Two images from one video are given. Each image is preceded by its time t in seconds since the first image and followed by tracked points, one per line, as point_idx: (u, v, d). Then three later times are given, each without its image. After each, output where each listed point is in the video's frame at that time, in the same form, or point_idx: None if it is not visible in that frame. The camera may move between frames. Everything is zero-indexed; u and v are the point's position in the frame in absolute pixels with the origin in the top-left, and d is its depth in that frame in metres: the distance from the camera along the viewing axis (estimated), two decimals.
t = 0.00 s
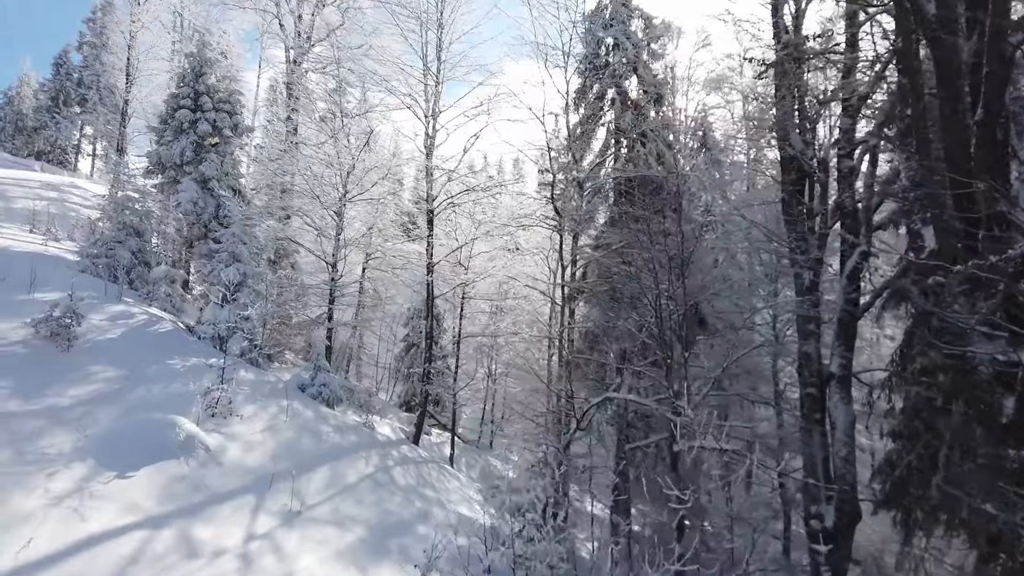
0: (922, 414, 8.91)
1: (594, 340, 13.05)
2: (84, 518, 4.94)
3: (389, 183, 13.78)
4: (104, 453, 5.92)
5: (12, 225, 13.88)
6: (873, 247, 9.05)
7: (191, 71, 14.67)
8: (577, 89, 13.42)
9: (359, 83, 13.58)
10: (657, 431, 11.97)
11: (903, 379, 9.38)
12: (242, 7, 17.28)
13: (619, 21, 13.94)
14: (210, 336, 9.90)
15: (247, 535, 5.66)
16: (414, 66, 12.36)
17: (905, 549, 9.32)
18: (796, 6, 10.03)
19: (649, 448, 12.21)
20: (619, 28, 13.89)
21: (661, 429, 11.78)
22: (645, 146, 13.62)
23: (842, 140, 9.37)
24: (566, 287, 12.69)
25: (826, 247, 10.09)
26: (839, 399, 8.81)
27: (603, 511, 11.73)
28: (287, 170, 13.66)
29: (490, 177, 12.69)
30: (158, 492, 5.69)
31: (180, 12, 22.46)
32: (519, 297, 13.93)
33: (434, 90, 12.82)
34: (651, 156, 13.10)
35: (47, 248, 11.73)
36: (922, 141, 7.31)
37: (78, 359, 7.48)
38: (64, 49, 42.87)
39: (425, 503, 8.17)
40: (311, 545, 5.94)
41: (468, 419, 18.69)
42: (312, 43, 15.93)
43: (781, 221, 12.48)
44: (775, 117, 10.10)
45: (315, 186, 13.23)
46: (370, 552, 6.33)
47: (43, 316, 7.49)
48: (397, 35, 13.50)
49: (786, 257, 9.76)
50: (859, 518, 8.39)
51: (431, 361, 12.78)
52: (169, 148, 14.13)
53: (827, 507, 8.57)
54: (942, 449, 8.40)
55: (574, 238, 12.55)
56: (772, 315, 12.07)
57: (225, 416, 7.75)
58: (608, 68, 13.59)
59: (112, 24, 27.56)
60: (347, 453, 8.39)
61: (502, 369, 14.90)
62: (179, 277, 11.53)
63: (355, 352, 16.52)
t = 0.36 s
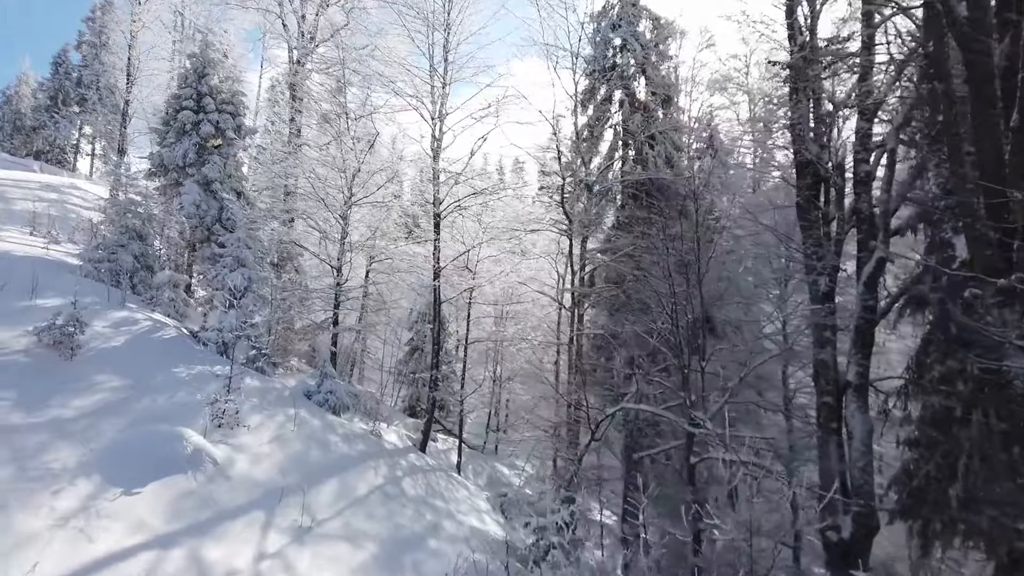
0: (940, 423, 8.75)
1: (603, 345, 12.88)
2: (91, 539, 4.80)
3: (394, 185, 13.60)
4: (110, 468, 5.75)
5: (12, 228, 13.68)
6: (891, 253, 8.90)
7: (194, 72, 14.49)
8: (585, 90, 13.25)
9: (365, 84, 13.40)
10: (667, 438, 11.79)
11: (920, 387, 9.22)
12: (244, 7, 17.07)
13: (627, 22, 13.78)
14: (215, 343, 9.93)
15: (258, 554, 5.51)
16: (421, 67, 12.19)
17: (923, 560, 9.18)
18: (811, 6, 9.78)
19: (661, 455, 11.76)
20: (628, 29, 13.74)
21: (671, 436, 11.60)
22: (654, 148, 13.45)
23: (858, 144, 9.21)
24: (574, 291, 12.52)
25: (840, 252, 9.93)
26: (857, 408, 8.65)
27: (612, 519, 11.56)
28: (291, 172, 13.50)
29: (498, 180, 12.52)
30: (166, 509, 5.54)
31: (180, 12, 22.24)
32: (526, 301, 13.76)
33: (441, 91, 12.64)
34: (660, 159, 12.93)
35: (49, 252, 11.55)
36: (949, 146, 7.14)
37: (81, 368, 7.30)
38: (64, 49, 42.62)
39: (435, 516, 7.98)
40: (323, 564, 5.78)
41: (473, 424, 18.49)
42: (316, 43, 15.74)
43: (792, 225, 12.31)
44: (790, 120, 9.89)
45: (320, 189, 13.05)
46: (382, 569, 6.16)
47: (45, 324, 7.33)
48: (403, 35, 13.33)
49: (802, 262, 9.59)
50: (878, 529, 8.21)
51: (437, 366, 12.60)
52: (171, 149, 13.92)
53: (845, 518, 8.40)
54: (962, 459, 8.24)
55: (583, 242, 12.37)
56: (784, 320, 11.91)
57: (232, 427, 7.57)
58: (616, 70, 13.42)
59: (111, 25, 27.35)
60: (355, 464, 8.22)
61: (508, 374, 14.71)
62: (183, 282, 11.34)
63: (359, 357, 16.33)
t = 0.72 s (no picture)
0: (959, 433, 8.59)
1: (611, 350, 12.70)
2: (97, 561, 4.65)
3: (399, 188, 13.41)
4: (115, 483, 5.59)
5: (12, 231, 13.50)
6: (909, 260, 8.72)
7: (197, 73, 14.31)
8: (593, 92, 13.06)
9: (369, 85, 13.20)
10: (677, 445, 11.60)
11: (938, 395, 9.05)
12: (247, 7, 16.88)
13: (636, 22, 13.59)
14: (220, 350, 9.70)
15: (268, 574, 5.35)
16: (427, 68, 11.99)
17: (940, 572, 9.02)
18: (826, 7, 9.59)
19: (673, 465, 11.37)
20: (636, 30, 13.54)
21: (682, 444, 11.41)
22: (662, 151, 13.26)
23: (875, 148, 9.04)
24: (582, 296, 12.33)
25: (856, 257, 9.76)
26: (874, 417, 8.49)
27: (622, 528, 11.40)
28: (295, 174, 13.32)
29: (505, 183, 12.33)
30: (174, 527, 5.38)
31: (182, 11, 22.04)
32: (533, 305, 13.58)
33: (447, 92, 12.46)
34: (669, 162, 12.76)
35: (49, 256, 11.37)
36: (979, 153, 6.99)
37: (84, 378, 7.13)
38: (64, 49, 42.38)
39: (445, 529, 7.81)
40: None
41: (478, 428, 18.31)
42: (320, 44, 15.54)
43: (804, 229, 12.13)
44: (804, 124, 9.72)
45: (324, 192, 12.86)
46: None
47: (47, 332, 7.15)
48: (409, 36, 13.14)
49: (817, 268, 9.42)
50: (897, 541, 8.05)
51: (444, 372, 12.42)
52: (174, 151, 13.74)
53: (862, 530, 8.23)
54: (982, 470, 8.07)
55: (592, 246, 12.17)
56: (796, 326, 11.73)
57: (238, 438, 7.38)
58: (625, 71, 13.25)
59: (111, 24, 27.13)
60: (364, 475, 8.04)
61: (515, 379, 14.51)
62: (186, 286, 11.16)
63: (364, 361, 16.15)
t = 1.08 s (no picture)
0: (979, 442, 8.42)
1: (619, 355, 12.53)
2: None
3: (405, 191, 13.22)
4: (121, 499, 5.42)
5: (12, 233, 13.31)
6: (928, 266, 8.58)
7: (199, 73, 14.12)
8: (602, 93, 12.90)
9: (375, 86, 13.03)
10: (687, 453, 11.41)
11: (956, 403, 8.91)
12: (250, 6, 16.68)
13: (645, 22, 13.41)
14: (225, 356, 9.56)
15: None
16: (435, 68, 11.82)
17: None
18: (843, 7, 9.39)
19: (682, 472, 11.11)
20: (646, 30, 13.37)
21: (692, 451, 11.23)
22: (672, 153, 13.08)
23: (893, 151, 8.87)
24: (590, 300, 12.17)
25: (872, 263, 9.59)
26: (893, 426, 8.35)
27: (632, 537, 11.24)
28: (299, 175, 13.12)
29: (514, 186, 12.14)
30: (183, 544, 5.23)
31: (183, 10, 21.85)
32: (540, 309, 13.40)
33: (455, 94, 12.27)
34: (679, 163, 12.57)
35: (50, 259, 11.18)
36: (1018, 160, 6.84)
37: (88, 387, 6.95)
38: (63, 48, 42.13)
39: (457, 541, 7.65)
40: None
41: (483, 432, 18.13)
42: (323, 44, 15.35)
43: (816, 233, 11.98)
44: (820, 127, 9.54)
45: (330, 195, 12.68)
46: None
47: (49, 340, 6.97)
48: (415, 36, 12.96)
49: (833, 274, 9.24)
50: (916, 553, 7.91)
51: (451, 377, 12.24)
52: (176, 152, 13.56)
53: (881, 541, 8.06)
54: (1005, 480, 7.99)
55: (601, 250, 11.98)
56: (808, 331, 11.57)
57: (246, 448, 7.21)
58: (634, 72, 13.06)
59: (111, 23, 26.95)
60: (373, 485, 7.89)
61: (522, 383, 14.30)
62: (191, 291, 10.99)
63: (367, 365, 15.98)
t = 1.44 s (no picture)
0: (1000, 452, 8.26)
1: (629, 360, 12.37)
2: None
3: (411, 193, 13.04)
4: (129, 514, 5.27)
5: (13, 235, 13.15)
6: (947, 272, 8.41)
7: (202, 73, 13.95)
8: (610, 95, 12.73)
9: (380, 87, 12.85)
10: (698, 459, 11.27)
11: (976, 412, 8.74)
12: (253, 5, 16.49)
13: (653, 22, 13.24)
14: (230, 362, 9.40)
15: None
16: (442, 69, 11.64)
17: None
18: (860, 8, 9.17)
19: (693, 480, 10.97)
20: (655, 30, 13.19)
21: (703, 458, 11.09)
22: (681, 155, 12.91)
23: (911, 155, 8.69)
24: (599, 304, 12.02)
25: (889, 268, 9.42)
26: (913, 435, 8.18)
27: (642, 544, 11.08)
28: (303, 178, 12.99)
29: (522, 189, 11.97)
30: (193, 563, 5.08)
31: (184, 9, 21.68)
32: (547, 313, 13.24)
33: (462, 95, 12.10)
34: (688, 166, 12.40)
35: (52, 263, 11.02)
36: None
37: (92, 397, 6.79)
38: (61, 47, 41.82)
39: (469, 554, 7.50)
40: None
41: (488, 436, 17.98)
42: (327, 43, 15.17)
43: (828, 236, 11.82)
44: (836, 130, 9.36)
45: (335, 197, 12.52)
46: None
47: (52, 349, 6.80)
48: (421, 36, 12.79)
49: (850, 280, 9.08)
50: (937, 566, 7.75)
51: (458, 382, 12.07)
52: (179, 154, 13.39)
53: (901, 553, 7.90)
54: None
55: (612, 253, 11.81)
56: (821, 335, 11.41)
57: (254, 459, 7.05)
58: (643, 73, 12.89)
59: (112, 23, 26.78)
60: (384, 496, 7.74)
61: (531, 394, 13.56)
62: (195, 295, 10.82)
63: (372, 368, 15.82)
